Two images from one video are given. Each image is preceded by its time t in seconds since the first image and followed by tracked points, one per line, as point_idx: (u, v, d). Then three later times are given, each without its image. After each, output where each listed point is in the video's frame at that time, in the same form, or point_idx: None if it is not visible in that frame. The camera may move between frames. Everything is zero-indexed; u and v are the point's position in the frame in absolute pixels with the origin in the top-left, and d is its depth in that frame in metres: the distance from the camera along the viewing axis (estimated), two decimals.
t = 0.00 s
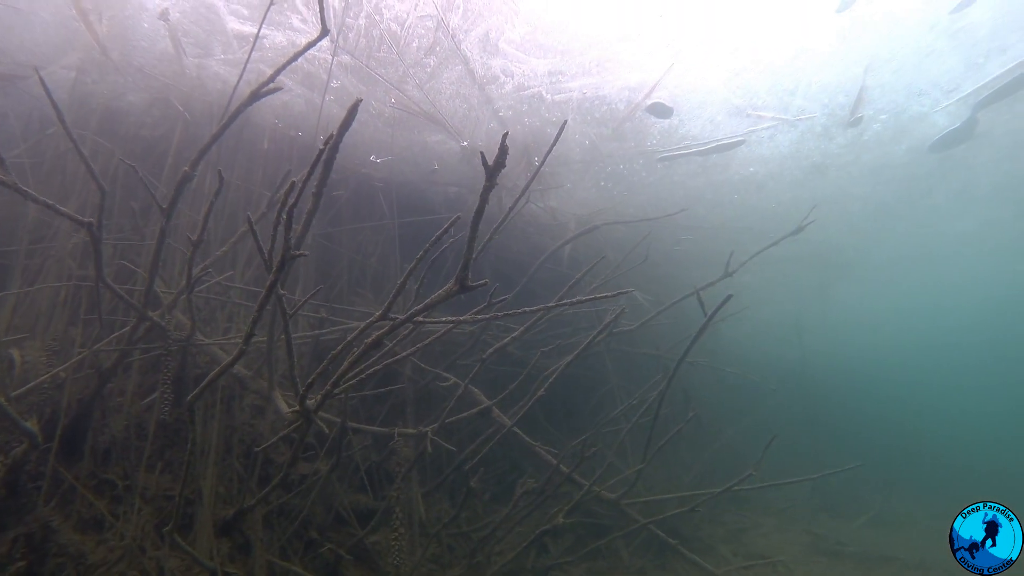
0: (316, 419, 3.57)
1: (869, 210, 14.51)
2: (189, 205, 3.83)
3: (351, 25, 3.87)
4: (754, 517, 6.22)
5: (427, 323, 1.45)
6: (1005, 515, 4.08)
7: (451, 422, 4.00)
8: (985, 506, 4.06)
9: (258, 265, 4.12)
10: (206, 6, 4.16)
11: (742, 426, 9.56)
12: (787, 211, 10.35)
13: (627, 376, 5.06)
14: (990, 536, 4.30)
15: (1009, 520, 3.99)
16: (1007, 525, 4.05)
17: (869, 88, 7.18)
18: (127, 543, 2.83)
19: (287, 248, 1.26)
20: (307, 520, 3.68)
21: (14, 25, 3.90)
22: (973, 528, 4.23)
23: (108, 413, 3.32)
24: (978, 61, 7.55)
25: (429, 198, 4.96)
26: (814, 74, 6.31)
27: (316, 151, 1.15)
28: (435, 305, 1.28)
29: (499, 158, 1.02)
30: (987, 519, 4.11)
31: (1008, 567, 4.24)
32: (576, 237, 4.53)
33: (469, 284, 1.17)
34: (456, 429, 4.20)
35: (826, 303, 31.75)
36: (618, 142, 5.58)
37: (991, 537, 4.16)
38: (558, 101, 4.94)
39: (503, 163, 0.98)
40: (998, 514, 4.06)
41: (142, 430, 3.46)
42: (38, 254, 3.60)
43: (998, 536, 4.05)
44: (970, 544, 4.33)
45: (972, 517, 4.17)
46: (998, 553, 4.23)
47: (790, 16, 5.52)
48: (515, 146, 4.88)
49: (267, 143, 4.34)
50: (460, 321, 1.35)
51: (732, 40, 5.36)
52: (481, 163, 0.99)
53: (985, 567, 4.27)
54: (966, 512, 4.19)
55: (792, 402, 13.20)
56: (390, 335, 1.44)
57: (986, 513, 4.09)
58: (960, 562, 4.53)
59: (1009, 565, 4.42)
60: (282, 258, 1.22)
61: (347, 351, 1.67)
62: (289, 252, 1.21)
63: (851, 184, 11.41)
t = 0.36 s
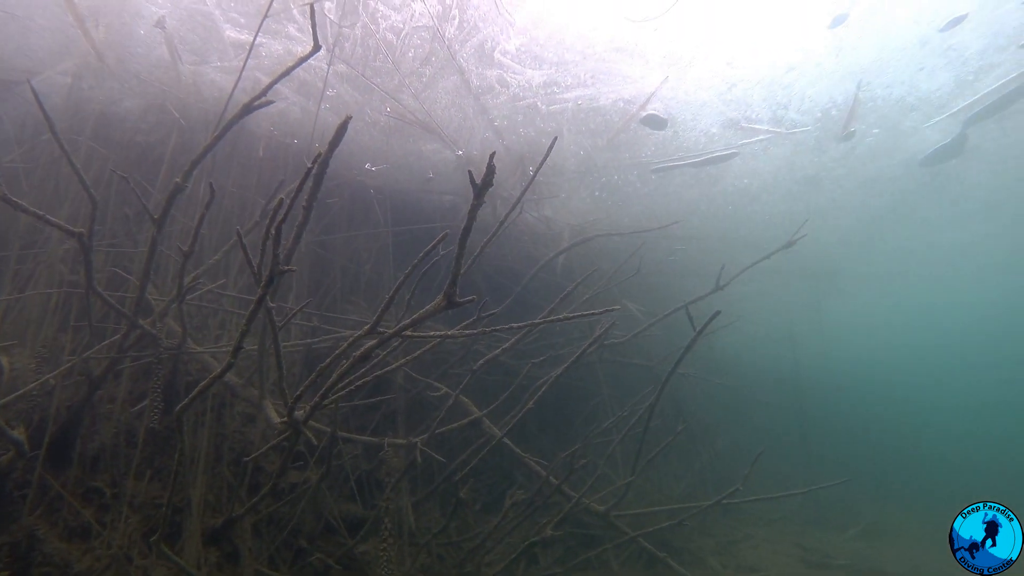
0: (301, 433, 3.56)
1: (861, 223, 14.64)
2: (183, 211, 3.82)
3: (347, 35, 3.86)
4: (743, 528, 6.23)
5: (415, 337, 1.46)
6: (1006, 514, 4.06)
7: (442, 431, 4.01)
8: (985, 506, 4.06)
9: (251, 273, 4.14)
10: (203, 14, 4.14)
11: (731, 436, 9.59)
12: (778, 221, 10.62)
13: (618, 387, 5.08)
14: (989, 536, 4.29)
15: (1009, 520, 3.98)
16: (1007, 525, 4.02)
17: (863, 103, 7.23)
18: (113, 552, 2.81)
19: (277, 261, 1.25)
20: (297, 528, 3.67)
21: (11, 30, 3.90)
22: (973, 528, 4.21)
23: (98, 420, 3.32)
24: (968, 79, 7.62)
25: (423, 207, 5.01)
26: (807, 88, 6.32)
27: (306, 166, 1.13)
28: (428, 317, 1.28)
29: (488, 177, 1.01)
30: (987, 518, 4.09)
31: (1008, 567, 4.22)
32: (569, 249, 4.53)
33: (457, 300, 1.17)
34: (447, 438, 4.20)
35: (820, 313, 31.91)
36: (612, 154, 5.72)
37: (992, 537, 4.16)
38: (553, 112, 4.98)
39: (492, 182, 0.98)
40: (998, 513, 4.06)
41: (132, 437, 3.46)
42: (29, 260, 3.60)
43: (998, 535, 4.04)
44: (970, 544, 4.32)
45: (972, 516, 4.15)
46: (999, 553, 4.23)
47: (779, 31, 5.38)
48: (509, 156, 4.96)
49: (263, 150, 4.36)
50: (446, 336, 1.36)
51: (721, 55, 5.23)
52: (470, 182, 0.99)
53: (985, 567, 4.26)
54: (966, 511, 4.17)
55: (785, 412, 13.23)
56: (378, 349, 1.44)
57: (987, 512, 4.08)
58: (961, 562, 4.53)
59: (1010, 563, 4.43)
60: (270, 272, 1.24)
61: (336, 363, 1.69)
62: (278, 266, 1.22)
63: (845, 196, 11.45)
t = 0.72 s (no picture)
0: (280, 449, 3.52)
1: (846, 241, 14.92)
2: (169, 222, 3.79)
3: (336, 48, 3.87)
4: (726, 544, 6.24)
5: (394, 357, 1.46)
6: (1005, 515, 4.10)
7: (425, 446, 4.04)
8: (986, 506, 4.09)
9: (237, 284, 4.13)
10: (193, 27, 4.14)
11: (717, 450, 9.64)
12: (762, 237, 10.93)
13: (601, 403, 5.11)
14: (988, 536, 4.35)
15: (1008, 519, 4.02)
16: (1006, 525, 4.06)
17: (847, 125, 7.37)
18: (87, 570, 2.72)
19: (255, 281, 1.24)
20: (278, 543, 3.63)
21: None
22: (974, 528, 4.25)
23: (76, 434, 3.28)
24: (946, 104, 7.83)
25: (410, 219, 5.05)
26: (791, 109, 6.37)
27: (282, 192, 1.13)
28: (405, 337, 1.29)
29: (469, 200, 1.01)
30: (987, 518, 4.13)
31: (1008, 568, 4.26)
32: (556, 264, 4.54)
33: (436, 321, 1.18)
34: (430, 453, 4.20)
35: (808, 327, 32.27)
36: (599, 169, 5.91)
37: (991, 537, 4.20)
38: (541, 128, 5.10)
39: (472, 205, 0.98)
40: (998, 513, 4.09)
41: (111, 450, 3.47)
42: (10, 269, 3.56)
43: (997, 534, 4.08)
44: (970, 544, 4.37)
45: (974, 516, 4.19)
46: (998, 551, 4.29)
47: (761, 53, 5.44)
48: (498, 171, 5.10)
49: (251, 161, 4.36)
50: (424, 357, 1.36)
51: (707, 74, 5.31)
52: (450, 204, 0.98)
53: (985, 567, 4.30)
54: (965, 511, 4.20)
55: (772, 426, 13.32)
56: (357, 368, 1.44)
57: (986, 512, 4.12)
58: (961, 562, 4.56)
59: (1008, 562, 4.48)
60: (248, 293, 1.24)
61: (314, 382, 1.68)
62: (257, 288, 1.22)
63: (829, 214, 11.63)
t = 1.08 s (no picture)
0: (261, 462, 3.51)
1: (830, 258, 15.19)
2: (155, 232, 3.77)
3: (325, 62, 3.92)
4: (709, 560, 6.25)
5: (374, 374, 1.46)
6: (1004, 515, 4.18)
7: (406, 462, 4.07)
8: (987, 507, 4.17)
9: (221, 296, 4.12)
10: (182, 39, 4.20)
11: (702, 464, 9.65)
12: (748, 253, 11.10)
13: (584, 417, 5.15)
14: (989, 536, 4.44)
15: (1010, 518, 4.11)
16: (1007, 524, 4.15)
17: (831, 146, 7.47)
18: None
19: (234, 300, 1.25)
20: (257, 557, 3.60)
21: None
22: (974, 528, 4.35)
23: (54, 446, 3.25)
24: (925, 126, 7.99)
25: (396, 231, 4.95)
26: (775, 128, 6.42)
27: (260, 216, 1.15)
28: (380, 357, 1.31)
29: (446, 223, 1.01)
30: (988, 519, 4.20)
31: (1007, 567, 4.31)
32: (541, 279, 4.55)
33: (414, 340, 1.19)
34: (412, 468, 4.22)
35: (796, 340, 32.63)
36: (587, 187, 5.98)
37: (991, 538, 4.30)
38: (529, 143, 5.12)
39: (448, 230, 0.99)
40: (999, 513, 4.18)
41: (90, 463, 3.39)
42: None
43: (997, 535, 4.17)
44: (970, 543, 4.48)
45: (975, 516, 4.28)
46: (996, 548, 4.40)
47: (742, 72, 5.42)
48: (485, 185, 5.12)
49: (238, 173, 4.35)
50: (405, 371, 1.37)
51: (689, 94, 5.33)
52: (428, 227, 0.99)
53: (986, 565, 4.40)
54: (965, 512, 4.25)
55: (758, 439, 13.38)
56: (336, 384, 1.44)
57: (986, 513, 4.18)
58: (962, 562, 4.65)
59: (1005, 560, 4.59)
60: (226, 312, 1.26)
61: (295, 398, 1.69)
62: (234, 307, 1.24)
63: (812, 231, 11.82)
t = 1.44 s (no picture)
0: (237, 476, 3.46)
1: (813, 272, 15.50)
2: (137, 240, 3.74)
3: (312, 74, 3.94)
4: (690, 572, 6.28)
5: (352, 389, 1.45)
6: (1004, 515, 4.23)
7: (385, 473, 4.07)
8: (986, 507, 4.23)
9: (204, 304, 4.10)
10: (168, 47, 4.19)
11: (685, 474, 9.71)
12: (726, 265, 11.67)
13: (566, 428, 5.22)
14: (989, 536, 4.51)
15: (1009, 518, 4.16)
16: (1006, 524, 4.20)
17: (813, 162, 7.61)
18: None
19: (210, 315, 1.23)
20: (235, 569, 3.57)
21: None
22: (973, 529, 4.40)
23: (28, 457, 3.18)
24: (906, 143, 8.06)
25: (380, 240, 5.01)
26: (759, 143, 6.51)
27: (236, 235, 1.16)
28: (355, 372, 1.32)
29: (422, 241, 0.98)
30: (988, 519, 4.25)
31: (1007, 567, 4.36)
32: (526, 291, 4.54)
33: (392, 355, 1.18)
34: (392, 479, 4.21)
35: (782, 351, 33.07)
36: (571, 196, 6.27)
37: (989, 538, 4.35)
38: (515, 155, 5.29)
39: (425, 248, 0.96)
40: (998, 514, 4.23)
41: (66, 473, 3.32)
42: None
43: (997, 535, 4.23)
44: (970, 543, 4.54)
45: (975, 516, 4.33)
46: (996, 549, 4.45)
47: (724, 88, 5.36)
48: (472, 197, 5.47)
49: (224, 181, 4.32)
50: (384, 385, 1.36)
51: (673, 107, 5.30)
52: (403, 245, 0.97)
53: (986, 565, 4.44)
54: (966, 511, 4.30)
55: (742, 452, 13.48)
56: (315, 400, 1.41)
57: (986, 512, 4.22)
58: (962, 562, 4.69)
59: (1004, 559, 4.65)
60: (201, 328, 1.24)
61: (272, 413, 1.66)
62: (210, 321, 1.22)
63: (794, 245, 12.00)
